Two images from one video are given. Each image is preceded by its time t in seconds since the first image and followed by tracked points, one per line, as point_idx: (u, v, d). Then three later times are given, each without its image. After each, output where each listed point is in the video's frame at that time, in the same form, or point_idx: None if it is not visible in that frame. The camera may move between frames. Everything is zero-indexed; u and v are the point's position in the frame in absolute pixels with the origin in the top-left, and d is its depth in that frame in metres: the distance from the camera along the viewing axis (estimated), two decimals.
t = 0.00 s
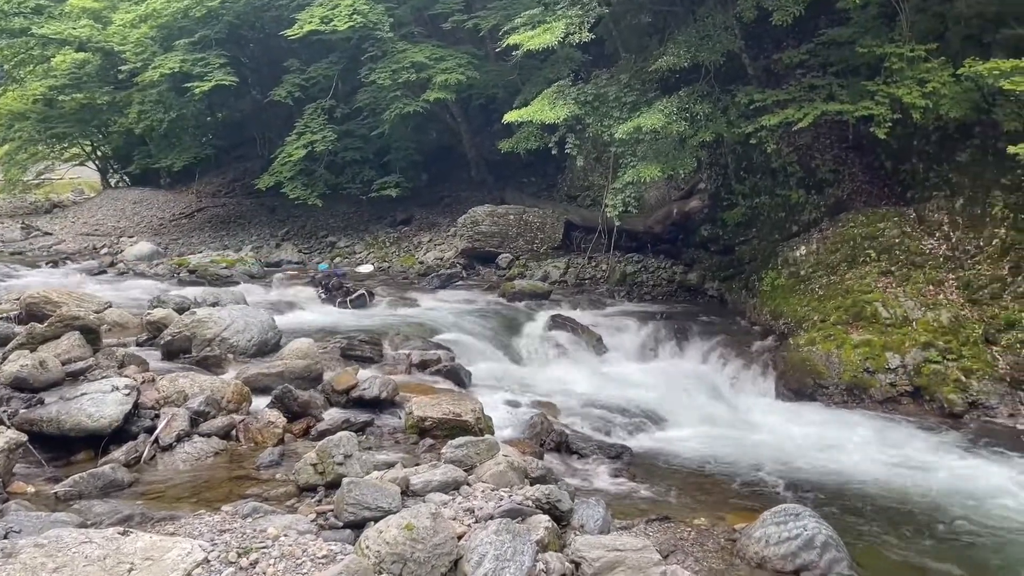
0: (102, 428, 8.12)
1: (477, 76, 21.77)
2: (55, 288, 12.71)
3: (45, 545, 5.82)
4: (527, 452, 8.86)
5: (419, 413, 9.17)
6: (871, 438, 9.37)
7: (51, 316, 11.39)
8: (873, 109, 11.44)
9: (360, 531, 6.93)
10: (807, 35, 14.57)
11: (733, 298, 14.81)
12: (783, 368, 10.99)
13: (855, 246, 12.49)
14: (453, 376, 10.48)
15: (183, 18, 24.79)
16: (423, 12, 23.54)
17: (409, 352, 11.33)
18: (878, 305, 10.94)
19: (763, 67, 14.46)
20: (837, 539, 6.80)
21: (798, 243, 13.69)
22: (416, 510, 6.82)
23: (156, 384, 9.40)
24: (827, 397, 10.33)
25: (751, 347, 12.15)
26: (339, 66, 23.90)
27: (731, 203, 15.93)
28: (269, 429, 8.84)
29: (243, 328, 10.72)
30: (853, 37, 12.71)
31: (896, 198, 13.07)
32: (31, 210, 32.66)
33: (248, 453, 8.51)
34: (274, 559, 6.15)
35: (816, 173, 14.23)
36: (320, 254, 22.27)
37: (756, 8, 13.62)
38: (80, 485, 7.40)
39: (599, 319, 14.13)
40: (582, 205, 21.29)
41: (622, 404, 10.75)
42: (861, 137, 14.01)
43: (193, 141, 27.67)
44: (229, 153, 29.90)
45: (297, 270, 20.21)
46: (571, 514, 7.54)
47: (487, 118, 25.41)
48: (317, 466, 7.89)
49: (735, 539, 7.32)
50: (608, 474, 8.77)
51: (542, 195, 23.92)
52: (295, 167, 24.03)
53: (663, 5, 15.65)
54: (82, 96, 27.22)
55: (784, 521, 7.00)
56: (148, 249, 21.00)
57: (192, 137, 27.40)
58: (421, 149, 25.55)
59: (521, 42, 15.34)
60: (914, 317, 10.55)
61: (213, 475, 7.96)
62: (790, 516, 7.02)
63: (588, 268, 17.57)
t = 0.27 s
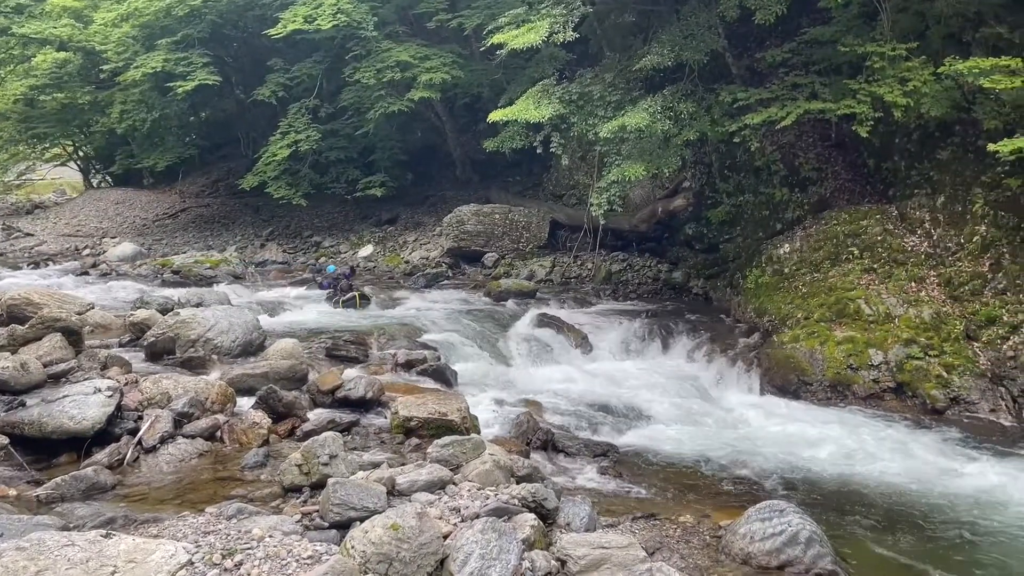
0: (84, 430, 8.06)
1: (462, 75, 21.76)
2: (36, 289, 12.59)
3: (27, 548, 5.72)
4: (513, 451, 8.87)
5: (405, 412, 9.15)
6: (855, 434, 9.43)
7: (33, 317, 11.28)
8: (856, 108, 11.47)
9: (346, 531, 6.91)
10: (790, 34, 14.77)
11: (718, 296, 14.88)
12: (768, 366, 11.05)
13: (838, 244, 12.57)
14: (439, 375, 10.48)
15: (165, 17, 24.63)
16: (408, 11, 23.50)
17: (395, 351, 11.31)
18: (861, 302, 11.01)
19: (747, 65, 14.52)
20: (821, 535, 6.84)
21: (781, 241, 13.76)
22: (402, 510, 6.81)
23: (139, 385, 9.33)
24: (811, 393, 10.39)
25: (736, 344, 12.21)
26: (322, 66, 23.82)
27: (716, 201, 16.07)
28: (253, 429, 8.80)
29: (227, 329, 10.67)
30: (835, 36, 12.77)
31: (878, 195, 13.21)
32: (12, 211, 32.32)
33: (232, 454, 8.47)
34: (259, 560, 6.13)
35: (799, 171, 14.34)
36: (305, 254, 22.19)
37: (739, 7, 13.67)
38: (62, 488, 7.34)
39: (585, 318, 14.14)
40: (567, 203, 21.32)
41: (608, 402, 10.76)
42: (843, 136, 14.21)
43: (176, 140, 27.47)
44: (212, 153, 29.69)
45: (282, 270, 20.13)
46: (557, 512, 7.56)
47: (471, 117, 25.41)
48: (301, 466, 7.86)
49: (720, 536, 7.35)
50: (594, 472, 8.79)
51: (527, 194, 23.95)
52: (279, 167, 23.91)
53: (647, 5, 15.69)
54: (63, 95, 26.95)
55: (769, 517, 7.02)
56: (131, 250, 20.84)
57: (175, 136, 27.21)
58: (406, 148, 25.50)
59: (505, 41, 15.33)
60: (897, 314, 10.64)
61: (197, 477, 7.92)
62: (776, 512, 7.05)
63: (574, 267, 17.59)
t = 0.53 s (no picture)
0: (66, 433, 7.98)
1: (447, 74, 21.75)
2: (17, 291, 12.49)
3: (8, 553, 5.67)
4: (499, 450, 8.87)
5: (391, 413, 9.12)
6: (838, 432, 9.49)
7: (13, 319, 11.19)
8: (839, 107, 11.51)
9: (331, 532, 6.89)
10: (773, 34, 14.88)
11: (703, 294, 14.95)
12: (752, 363, 11.09)
13: (822, 242, 12.64)
14: (425, 375, 10.46)
15: (147, 17, 24.49)
16: (392, 10, 23.47)
17: (381, 352, 11.28)
18: (845, 300, 11.07)
19: (731, 64, 14.59)
20: (806, 532, 6.87)
21: (766, 239, 13.82)
22: (388, 510, 6.79)
23: (121, 388, 9.25)
24: (795, 391, 10.43)
25: (721, 342, 12.26)
26: (306, 65, 23.76)
27: (700, 200, 16.15)
28: (238, 430, 8.76)
29: (211, 330, 10.61)
30: (818, 35, 12.82)
31: (861, 194, 13.34)
32: None
33: (217, 456, 8.42)
34: (243, 562, 6.10)
35: (782, 170, 14.44)
36: (290, 254, 22.12)
37: (722, 7, 13.71)
38: (44, 492, 7.27)
39: (571, 317, 14.15)
40: (553, 203, 21.36)
41: (593, 401, 10.77)
42: (826, 134, 14.33)
43: (159, 141, 27.30)
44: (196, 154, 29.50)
45: (267, 271, 20.03)
46: (543, 512, 7.55)
47: (457, 117, 25.39)
48: (286, 468, 7.82)
49: (706, 533, 7.37)
50: (580, 471, 8.81)
51: (513, 193, 23.97)
52: (263, 167, 23.80)
53: (632, 4, 15.73)
54: (45, 95, 26.72)
55: (754, 514, 7.05)
56: (114, 251, 20.73)
57: (159, 137, 27.04)
58: (391, 148, 25.45)
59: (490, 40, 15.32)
60: (880, 312, 10.71)
61: (181, 479, 7.86)
62: (761, 509, 7.07)
63: (560, 266, 17.61)
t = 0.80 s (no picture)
0: (49, 437, 7.92)
1: (433, 74, 21.74)
2: None
3: None
4: (486, 451, 8.87)
5: (377, 414, 9.11)
6: (824, 429, 9.54)
7: None
8: (823, 106, 11.57)
9: (317, 534, 6.87)
10: (758, 34, 14.95)
11: (689, 294, 15.00)
12: (739, 362, 11.13)
13: (807, 241, 12.70)
14: (411, 376, 10.44)
15: (131, 16, 24.34)
16: (378, 10, 23.44)
17: (367, 353, 11.25)
18: (830, 298, 11.13)
19: (715, 64, 14.65)
20: (792, 529, 6.91)
21: (751, 238, 13.88)
22: (375, 511, 6.78)
23: (105, 390, 9.18)
24: (781, 389, 10.48)
25: (707, 341, 12.31)
26: (290, 66, 23.70)
27: (686, 200, 16.20)
28: (223, 432, 8.72)
29: (196, 332, 10.56)
30: (802, 35, 12.89)
31: (845, 193, 13.42)
32: None
33: (202, 458, 8.38)
34: (229, 564, 6.06)
35: (767, 169, 14.50)
36: (276, 255, 22.04)
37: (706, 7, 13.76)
38: (27, 495, 7.21)
39: (558, 317, 14.17)
40: (540, 203, 21.39)
41: (580, 401, 10.77)
42: (811, 134, 14.41)
43: (143, 141, 27.12)
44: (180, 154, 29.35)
45: (252, 272, 19.95)
46: (530, 511, 7.55)
47: (443, 117, 25.38)
48: (272, 469, 7.79)
49: (693, 531, 7.39)
50: (567, 470, 8.82)
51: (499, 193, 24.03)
52: (248, 167, 23.69)
53: (616, 4, 15.77)
54: (26, 96, 26.47)
55: (741, 512, 7.07)
56: (97, 253, 20.58)
57: (143, 137, 26.87)
58: (377, 148, 25.41)
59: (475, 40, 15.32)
60: (864, 310, 10.77)
61: (166, 482, 7.82)
62: (747, 507, 7.11)
63: (547, 266, 17.63)
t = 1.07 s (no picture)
0: (33, 440, 7.85)
1: (419, 74, 21.72)
2: None
3: None
4: (474, 451, 8.86)
5: (364, 415, 9.09)
6: (810, 428, 9.59)
7: None
8: (808, 106, 11.62)
9: (304, 536, 6.85)
10: (743, 34, 15.01)
11: (676, 293, 15.05)
12: (725, 361, 11.18)
13: (793, 240, 12.77)
14: (399, 377, 10.43)
15: (115, 16, 24.20)
16: (364, 10, 23.40)
17: (354, 354, 11.22)
18: (815, 297, 11.19)
19: (701, 64, 14.71)
20: (778, 527, 6.95)
21: (738, 238, 13.93)
22: (362, 513, 6.78)
23: (90, 393, 9.11)
24: (768, 388, 10.53)
25: (693, 340, 12.36)
26: (276, 66, 23.64)
27: (673, 200, 16.25)
28: (210, 434, 8.68)
29: (181, 333, 10.51)
30: (787, 36, 12.95)
31: (831, 193, 13.49)
32: None
33: (188, 460, 8.34)
34: (215, 567, 6.04)
35: (753, 169, 14.56)
36: (262, 256, 21.95)
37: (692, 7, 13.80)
38: (11, 499, 7.15)
39: (546, 317, 14.18)
40: (528, 203, 21.41)
41: (568, 401, 10.78)
42: (796, 134, 14.50)
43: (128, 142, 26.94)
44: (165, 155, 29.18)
45: (239, 273, 19.88)
46: (518, 511, 7.56)
47: (430, 117, 25.21)
48: (259, 471, 7.76)
49: (680, 530, 7.43)
50: (555, 470, 8.83)
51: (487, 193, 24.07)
52: (233, 168, 23.57)
53: (602, 5, 15.80)
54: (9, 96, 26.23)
55: (727, 511, 7.10)
56: (81, 254, 20.43)
57: (127, 138, 26.69)
58: (364, 148, 25.36)
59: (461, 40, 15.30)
60: (850, 309, 10.83)
61: (152, 485, 7.78)
62: (733, 506, 7.14)
63: (534, 267, 17.65)
